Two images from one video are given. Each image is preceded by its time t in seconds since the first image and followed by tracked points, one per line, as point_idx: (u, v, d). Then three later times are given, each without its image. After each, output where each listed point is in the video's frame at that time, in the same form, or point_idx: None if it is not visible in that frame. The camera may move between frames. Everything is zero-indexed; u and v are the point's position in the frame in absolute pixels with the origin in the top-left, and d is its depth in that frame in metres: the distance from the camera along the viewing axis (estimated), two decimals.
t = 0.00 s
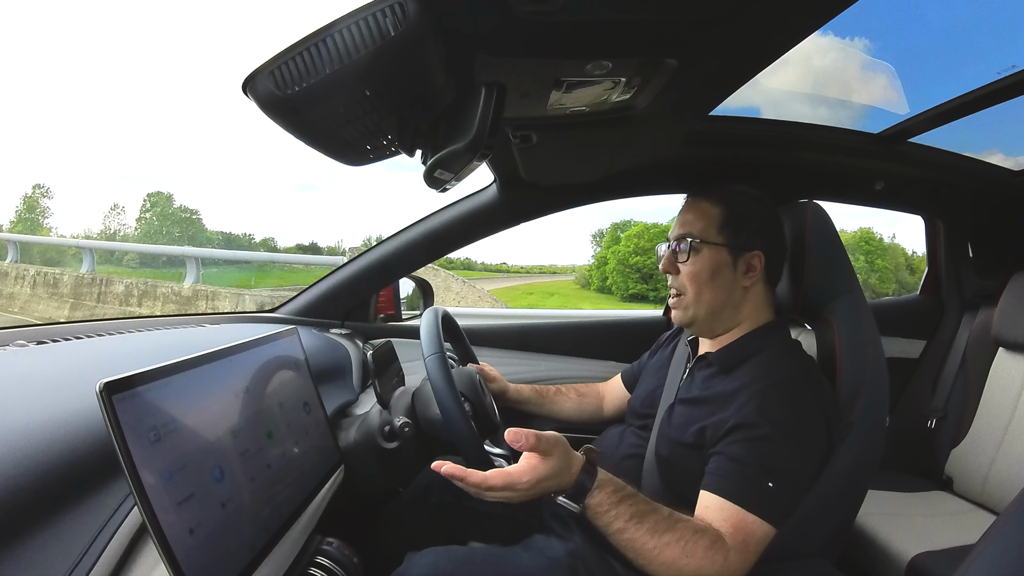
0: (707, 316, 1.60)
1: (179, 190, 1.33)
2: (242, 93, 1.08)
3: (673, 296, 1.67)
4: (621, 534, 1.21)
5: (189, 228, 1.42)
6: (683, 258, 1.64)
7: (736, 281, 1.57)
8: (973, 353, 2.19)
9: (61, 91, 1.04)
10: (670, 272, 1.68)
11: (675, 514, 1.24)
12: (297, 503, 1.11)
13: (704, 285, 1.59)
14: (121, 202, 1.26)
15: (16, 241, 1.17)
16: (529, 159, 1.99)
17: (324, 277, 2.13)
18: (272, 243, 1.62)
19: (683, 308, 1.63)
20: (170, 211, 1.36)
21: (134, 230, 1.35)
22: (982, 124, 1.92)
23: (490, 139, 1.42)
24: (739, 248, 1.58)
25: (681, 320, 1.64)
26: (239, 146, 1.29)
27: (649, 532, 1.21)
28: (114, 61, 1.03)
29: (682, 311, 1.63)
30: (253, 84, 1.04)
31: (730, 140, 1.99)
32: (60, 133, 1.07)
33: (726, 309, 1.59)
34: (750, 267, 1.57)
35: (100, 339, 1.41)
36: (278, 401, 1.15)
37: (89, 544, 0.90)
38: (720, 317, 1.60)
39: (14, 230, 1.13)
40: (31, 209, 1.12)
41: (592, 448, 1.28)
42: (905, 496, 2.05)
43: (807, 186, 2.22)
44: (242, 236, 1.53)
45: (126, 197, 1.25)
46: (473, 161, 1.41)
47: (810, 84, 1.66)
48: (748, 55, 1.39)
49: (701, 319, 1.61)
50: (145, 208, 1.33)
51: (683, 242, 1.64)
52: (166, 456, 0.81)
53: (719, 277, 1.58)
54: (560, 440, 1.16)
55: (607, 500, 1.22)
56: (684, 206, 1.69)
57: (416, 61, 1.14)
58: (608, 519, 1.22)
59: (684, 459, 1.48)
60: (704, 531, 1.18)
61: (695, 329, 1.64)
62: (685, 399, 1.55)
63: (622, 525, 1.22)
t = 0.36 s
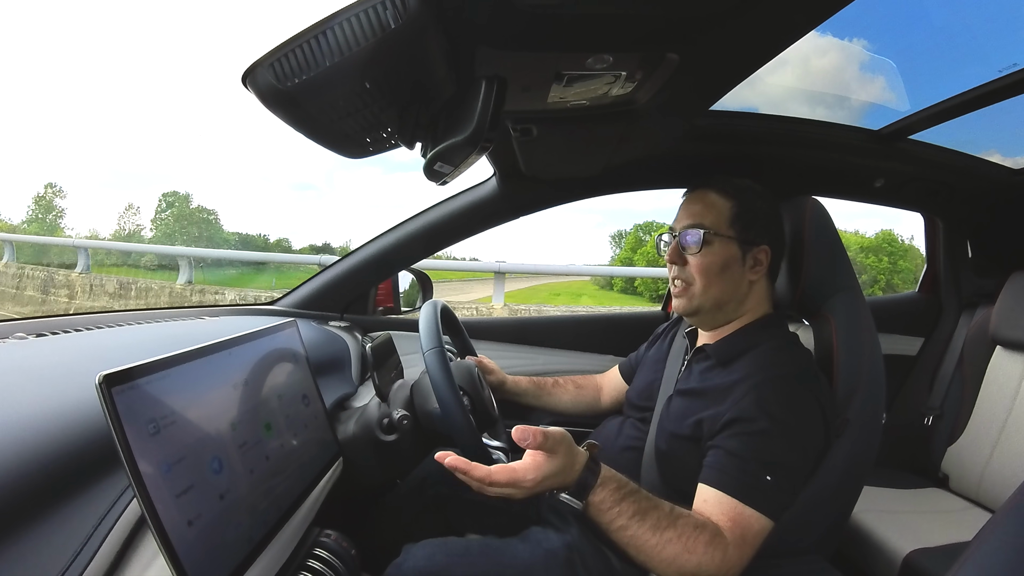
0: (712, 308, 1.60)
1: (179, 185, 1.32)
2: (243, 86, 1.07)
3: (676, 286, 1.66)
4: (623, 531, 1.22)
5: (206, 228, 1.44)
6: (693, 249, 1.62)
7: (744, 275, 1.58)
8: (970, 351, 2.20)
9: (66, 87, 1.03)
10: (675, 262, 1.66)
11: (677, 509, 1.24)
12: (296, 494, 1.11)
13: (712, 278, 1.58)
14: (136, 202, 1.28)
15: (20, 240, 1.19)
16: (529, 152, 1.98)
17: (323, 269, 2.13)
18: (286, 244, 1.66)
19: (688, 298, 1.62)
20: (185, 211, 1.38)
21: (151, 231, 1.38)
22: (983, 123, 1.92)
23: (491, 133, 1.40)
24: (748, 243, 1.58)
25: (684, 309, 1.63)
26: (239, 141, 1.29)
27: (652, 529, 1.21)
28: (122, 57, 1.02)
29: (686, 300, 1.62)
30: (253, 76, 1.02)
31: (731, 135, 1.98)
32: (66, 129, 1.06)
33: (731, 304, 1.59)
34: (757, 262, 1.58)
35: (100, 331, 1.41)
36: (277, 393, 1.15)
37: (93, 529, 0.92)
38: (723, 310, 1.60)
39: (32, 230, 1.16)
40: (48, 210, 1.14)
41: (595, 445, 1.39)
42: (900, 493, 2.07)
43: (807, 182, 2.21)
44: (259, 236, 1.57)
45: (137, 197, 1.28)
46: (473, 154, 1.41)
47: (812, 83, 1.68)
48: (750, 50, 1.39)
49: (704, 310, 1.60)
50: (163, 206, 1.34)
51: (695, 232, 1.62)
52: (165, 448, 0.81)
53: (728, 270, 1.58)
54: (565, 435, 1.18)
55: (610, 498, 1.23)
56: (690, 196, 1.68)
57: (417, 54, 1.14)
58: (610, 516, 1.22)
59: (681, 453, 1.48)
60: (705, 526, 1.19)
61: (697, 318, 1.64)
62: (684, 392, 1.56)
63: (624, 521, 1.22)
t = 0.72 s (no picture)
0: (715, 312, 1.60)
1: (178, 185, 1.32)
2: (242, 84, 1.06)
3: (677, 290, 1.65)
4: (656, 503, 1.17)
5: (224, 229, 1.51)
6: (692, 252, 1.62)
7: (745, 277, 1.58)
8: (966, 351, 2.21)
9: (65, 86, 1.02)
10: (674, 266, 1.66)
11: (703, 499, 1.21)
12: (293, 490, 1.11)
13: (713, 282, 1.58)
14: (152, 202, 1.31)
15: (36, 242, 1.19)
16: (528, 151, 1.98)
17: (322, 266, 2.13)
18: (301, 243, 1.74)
19: (689, 301, 1.61)
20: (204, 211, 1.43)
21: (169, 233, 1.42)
22: (982, 123, 1.92)
23: (490, 129, 1.40)
24: (748, 244, 1.58)
25: (685, 314, 1.63)
26: (237, 139, 1.28)
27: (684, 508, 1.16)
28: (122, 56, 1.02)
29: (687, 305, 1.62)
30: (251, 73, 1.02)
31: (730, 134, 1.98)
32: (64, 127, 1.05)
33: (733, 305, 1.59)
34: (758, 264, 1.58)
35: (97, 328, 1.41)
36: (275, 390, 1.15)
37: (89, 528, 0.91)
38: (726, 312, 1.60)
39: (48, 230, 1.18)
40: (65, 211, 1.17)
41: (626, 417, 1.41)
42: (896, 493, 2.07)
43: (806, 182, 2.22)
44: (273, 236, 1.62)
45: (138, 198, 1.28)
46: (472, 151, 1.40)
47: (809, 83, 1.68)
48: (749, 48, 1.39)
49: (706, 314, 1.61)
50: (185, 206, 1.39)
51: (695, 236, 1.61)
52: (163, 444, 0.81)
53: (729, 273, 1.57)
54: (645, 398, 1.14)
55: (654, 465, 1.19)
56: (691, 197, 1.69)
57: (415, 51, 1.13)
58: (649, 483, 1.18)
59: (679, 451, 1.49)
60: (725, 521, 1.17)
61: (698, 322, 1.64)
62: (683, 391, 1.57)
63: (660, 493, 1.18)
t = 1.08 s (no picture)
0: (702, 306, 1.60)
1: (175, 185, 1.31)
2: (241, 82, 1.06)
3: (667, 285, 1.68)
4: (626, 514, 1.21)
5: (245, 232, 1.55)
6: (678, 249, 1.64)
7: (732, 273, 1.57)
8: (964, 349, 2.22)
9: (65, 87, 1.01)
10: (664, 263, 1.69)
11: (680, 501, 1.24)
12: (293, 489, 1.11)
13: (697, 276, 1.59)
14: (170, 203, 1.33)
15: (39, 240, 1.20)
16: (526, 150, 1.98)
17: (321, 265, 2.13)
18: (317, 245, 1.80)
19: (677, 297, 1.64)
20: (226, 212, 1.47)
21: (189, 234, 1.45)
22: (980, 122, 1.92)
23: (488, 128, 1.36)
24: (736, 240, 1.58)
25: (674, 309, 1.65)
26: (238, 137, 1.28)
27: (654, 515, 1.20)
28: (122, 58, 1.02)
29: (676, 300, 1.64)
30: (250, 71, 1.02)
31: (728, 133, 1.98)
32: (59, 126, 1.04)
33: (721, 300, 1.59)
34: (745, 260, 1.57)
35: (95, 328, 1.40)
36: (274, 389, 1.15)
37: (87, 529, 0.91)
38: (715, 308, 1.60)
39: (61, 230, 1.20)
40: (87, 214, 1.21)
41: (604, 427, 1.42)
42: (895, 491, 2.07)
43: (804, 181, 2.22)
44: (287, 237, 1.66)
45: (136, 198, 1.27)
46: (470, 150, 1.39)
47: (807, 84, 1.68)
48: (748, 47, 1.39)
49: (693, 309, 1.61)
50: (211, 207, 1.42)
51: (679, 235, 1.64)
52: (162, 444, 0.81)
53: (714, 268, 1.58)
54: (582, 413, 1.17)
55: (617, 479, 1.21)
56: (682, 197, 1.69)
57: (413, 50, 1.13)
58: (614, 498, 1.21)
59: (676, 450, 1.49)
60: (705, 519, 1.19)
61: (688, 318, 1.64)
62: (680, 389, 1.57)
63: (628, 504, 1.21)
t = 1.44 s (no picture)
0: (702, 306, 1.60)
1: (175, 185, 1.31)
2: (240, 83, 1.06)
3: (667, 285, 1.68)
4: (626, 520, 1.21)
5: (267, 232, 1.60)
6: (680, 249, 1.65)
7: (732, 273, 1.57)
8: (965, 350, 2.21)
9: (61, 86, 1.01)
10: (665, 261, 1.71)
11: (681, 505, 1.23)
12: (292, 490, 1.11)
13: (698, 276, 1.59)
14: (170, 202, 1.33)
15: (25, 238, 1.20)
16: (526, 151, 1.98)
17: (322, 265, 2.13)
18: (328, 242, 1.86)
19: (677, 296, 1.64)
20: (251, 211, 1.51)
21: (207, 234, 1.49)
22: (979, 123, 1.92)
23: (488, 128, 1.36)
24: (736, 240, 1.58)
25: (674, 308, 1.65)
26: (238, 138, 1.27)
27: (654, 520, 1.20)
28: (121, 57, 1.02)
29: (676, 300, 1.64)
30: (250, 72, 1.02)
31: (728, 133, 1.98)
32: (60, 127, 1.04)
33: (721, 301, 1.59)
34: (746, 261, 1.57)
35: (95, 328, 1.40)
36: (274, 390, 1.15)
37: (88, 528, 0.91)
38: (714, 308, 1.60)
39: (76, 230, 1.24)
40: (112, 214, 1.27)
41: (604, 432, 1.42)
42: (896, 492, 2.07)
43: (803, 181, 2.22)
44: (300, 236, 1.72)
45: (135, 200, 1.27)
46: (470, 150, 1.39)
47: (807, 84, 1.69)
48: (747, 48, 1.39)
49: (693, 309, 1.61)
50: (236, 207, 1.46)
51: (681, 232, 1.64)
52: (162, 445, 0.81)
53: (714, 268, 1.58)
54: (580, 423, 1.16)
55: (616, 485, 1.21)
56: (685, 197, 1.70)
57: (413, 50, 1.13)
58: (613, 504, 1.21)
59: (676, 451, 1.49)
60: (706, 522, 1.19)
61: (688, 318, 1.65)
62: (680, 391, 1.57)
63: (628, 510, 1.21)
